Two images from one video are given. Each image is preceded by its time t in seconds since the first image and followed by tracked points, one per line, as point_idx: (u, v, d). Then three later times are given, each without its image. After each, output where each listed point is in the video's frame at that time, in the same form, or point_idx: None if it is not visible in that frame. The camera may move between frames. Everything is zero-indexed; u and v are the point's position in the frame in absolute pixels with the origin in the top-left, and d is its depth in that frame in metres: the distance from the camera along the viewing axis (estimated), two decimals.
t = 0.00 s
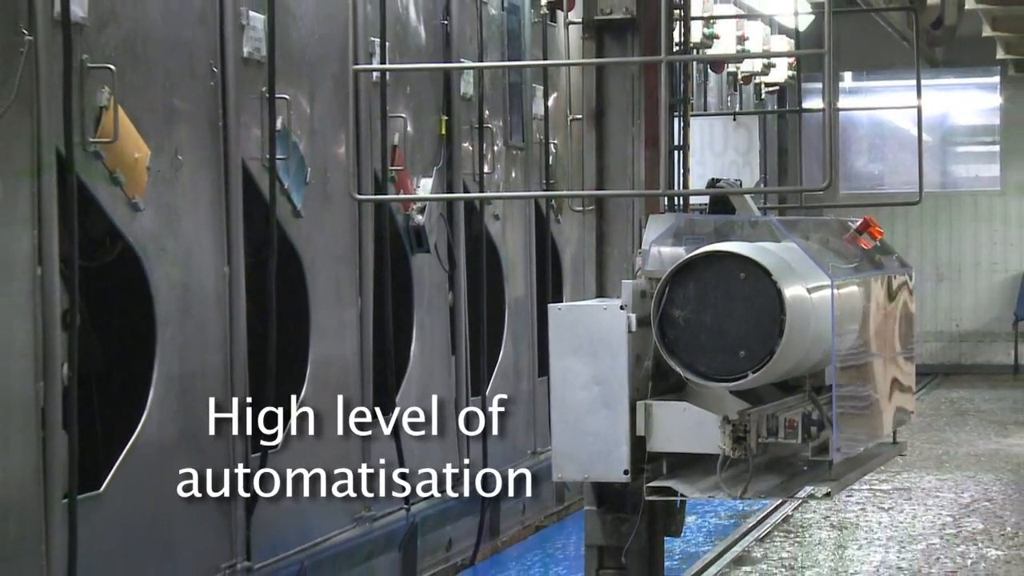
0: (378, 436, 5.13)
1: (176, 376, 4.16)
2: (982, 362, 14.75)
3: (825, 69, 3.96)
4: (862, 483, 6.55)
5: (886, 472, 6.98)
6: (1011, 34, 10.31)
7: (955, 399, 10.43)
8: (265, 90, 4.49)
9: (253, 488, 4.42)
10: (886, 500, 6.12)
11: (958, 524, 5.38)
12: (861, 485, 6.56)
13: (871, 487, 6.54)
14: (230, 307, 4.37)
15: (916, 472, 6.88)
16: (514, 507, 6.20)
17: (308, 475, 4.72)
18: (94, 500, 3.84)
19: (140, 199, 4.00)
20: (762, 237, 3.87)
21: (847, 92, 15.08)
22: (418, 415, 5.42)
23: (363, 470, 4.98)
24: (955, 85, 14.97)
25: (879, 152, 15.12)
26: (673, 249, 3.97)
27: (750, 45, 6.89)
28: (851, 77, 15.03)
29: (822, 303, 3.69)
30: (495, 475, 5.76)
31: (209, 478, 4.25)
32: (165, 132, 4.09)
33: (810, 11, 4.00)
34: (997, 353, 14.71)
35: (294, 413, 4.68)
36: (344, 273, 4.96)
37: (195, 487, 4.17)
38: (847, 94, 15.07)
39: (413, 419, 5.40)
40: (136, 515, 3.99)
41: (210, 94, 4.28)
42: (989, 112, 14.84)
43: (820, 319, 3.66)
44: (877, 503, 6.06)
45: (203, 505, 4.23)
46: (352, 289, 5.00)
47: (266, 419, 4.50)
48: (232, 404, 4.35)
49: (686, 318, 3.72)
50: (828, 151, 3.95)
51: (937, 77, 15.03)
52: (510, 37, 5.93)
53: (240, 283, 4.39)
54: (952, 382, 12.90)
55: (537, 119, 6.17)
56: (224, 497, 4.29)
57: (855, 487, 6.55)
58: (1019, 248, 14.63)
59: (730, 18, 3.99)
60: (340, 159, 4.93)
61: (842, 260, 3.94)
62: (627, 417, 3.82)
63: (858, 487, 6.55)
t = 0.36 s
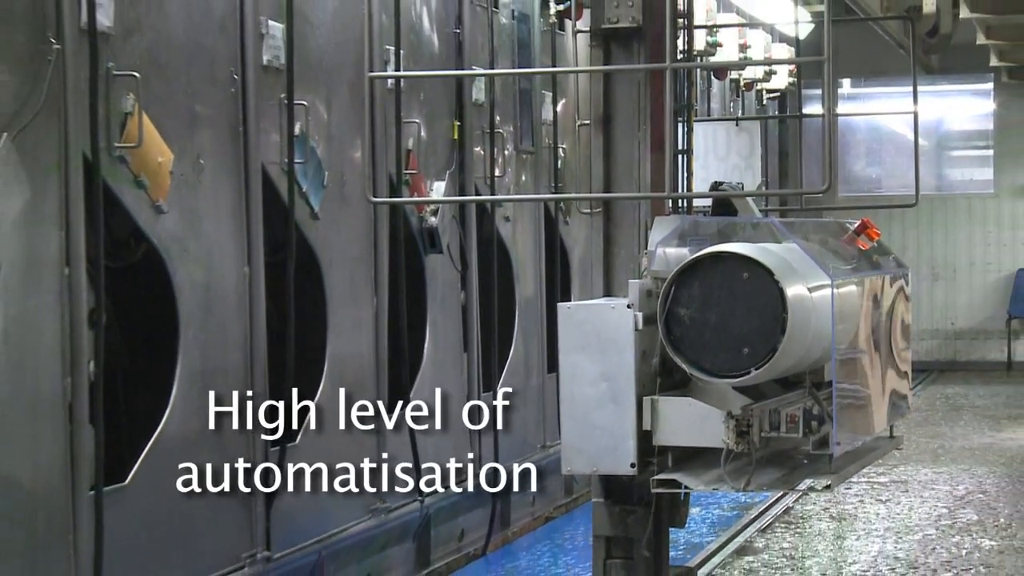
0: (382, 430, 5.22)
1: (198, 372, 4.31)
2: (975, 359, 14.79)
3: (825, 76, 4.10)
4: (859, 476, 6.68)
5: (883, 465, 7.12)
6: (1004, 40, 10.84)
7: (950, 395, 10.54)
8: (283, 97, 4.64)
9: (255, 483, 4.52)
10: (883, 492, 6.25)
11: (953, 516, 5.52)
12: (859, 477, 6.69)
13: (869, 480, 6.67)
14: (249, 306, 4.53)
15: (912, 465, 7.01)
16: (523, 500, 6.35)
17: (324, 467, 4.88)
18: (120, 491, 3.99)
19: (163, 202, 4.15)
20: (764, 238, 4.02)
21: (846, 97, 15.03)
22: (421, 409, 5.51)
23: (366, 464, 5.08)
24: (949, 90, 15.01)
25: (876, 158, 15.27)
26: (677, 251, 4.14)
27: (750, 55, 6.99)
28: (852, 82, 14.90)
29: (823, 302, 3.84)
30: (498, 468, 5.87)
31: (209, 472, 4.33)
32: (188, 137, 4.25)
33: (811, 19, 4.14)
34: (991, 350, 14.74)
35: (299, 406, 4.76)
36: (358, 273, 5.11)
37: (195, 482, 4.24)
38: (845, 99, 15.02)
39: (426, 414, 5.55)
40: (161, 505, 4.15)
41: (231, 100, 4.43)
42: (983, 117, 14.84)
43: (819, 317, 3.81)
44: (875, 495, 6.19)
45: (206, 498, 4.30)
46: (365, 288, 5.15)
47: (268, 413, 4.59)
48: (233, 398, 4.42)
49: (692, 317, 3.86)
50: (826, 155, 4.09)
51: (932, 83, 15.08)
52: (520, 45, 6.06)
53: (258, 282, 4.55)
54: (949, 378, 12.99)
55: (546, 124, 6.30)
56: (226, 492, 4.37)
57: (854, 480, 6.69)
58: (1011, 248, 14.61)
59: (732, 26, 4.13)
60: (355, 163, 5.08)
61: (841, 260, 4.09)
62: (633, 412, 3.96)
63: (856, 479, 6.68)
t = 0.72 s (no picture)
0: (384, 424, 5.29)
1: (224, 369, 4.48)
2: (973, 357, 14.97)
3: (828, 84, 4.25)
4: (861, 470, 6.82)
5: (885, 459, 7.26)
6: (1002, 50, 11.02)
7: (949, 390, 10.69)
8: (306, 104, 4.82)
9: (264, 478, 4.62)
10: (884, 485, 6.38)
11: (953, 508, 5.66)
12: (860, 471, 6.83)
13: (870, 473, 6.81)
14: (273, 305, 4.70)
15: (913, 459, 7.15)
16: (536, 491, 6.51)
17: (343, 461, 5.05)
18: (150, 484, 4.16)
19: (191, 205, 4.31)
20: (769, 240, 4.18)
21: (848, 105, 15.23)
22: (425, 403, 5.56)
23: (368, 459, 5.15)
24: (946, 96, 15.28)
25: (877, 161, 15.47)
26: (687, 253, 4.30)
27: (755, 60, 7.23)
28: (852, 90, 15.13)
29: (827, 302, 3.99)
30: (502, 461, 5.94)
31: (209, 468, 4.36)
32: (214, 143, 4.42)
33: (814, 28, 4.28)
34: (989, 348, 14.91)
35: (298, 399, 4.82)
36: (376, 273, 5.28)
37: (194, 477, 4.28)
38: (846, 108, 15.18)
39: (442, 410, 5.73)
40: (193, 498, 4.31)
41: (255, 108, 4.60)
42: (982, 122, 15.11)
43: (823, 316, 3.96)
44: (876, 487, 6.33)
45: (206, 493, 4.35)
46: (383, 289, 5.32)
47: (268, 407, 4.65)
48: (233, 392, 4.48)
49: (700, 316, 4.02)
50: (830, 161, 4.24)
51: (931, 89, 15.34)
52: (534, 53, 6.23)
53: (282, 282, 4.72)
54: (945, 373, 13.06)
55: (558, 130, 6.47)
56: (225, 487, 4.39)
57: (856, 474, 6.83)
58: (1009, 249, 14.84)
59: (739, 36, 4.28)
60: (373, 168, 5.24)
61: (844, 261, 4.24)
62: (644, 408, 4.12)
63: (857, 473, 6.82)
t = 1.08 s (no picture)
0: (404, 419, 5.47)
1: (253, 365, 4.66)
2: (975, 355, 14.99)
3: (835, 91, 4.40)
4: (867, 464, 6.96)
5: (890, 454, 7.40)
6: (1003, 57, 11.15)
7: (952, 388, 10.82)
8: (330, 111, 4.99)
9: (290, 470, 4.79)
10: (890, 478, 6.52)
11: (956, 500, 5.80)
12: (866, 465, 6.97)
13: (876, 467, 6.95)
14: (299, 305, 4.88)
15: (918, 453, 7.28)
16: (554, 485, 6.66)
17: (366, 454, 5.22)
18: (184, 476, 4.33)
19: (220, 209, 4.48)
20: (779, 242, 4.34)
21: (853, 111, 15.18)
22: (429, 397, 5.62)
23: (370, 453, 5.20)
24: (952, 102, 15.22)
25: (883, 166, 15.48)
26: (699, 254, 4.44)
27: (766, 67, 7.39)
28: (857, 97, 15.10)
29: (834, 301, 4.14)
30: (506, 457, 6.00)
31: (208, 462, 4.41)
32: (243, 149, 4.59)
33: (821, 37, 4.44)
34: (990, 346, 14.94)
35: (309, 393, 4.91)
36: (397, 274, 5.45)
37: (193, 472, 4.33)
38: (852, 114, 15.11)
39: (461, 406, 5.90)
40: (224, 488, 4.48)
41: (282, 114, 4.77)
42: (983, 129, 15.06)
43: (830, 315, 4.12)
44: (882, 481, 6.47)
45: (213, 486, 4.44)
46: (403, 288, 5.49)
47: (269, 401, 4.71)
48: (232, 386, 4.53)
49: (712, 316, 4.18)
50: (837, 165, 4.39)
51: (936, 96, 15.28)
52: (551, 61, 6.39)
53: (308, 282, 4.89)
54: (951, 370, 13.17)
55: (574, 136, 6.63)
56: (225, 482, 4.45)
57: (862, 468, 6.97)
58: (1009, 250, 14.85)
59: (748, 45, 4.44)
60: (395, 172, 5.42)
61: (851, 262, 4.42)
62: (657, 405, 4.27)
63: (863, 467, 6.96)
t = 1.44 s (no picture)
0: (425, 414, 5.65)
1: (281, 362, 4.83)
2: (976, 353, 15.20)
3: (842, 97, 4.55)
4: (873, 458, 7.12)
5: (895, 448, 7.55)
6: (1005, 65, 11.32)
7: (953, 384, 11.00)
8: (355, 117, 5.17)
9: (317, 462, 4.97)
10: (896, 471, 6.67)
11: (960, 493, 5.95)
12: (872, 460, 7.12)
13: (882, 461, 7.10)
14: (325, 304, 5.06)
15: (922, 447, 7.43)
16: (570, 476, 6.82)
17: (388, 448, 5.40)
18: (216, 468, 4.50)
19: (249, 212, 4.66)
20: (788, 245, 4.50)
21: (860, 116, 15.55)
22: (430, 390, 5.69)
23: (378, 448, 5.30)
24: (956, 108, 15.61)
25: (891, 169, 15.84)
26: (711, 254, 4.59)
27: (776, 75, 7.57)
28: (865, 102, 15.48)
29: (842, 301, 4.30)
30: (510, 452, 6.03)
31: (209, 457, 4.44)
32: (272, 154, 4.77)
33: (829, 46, 4.58)
34: (992, 344, 15.15)
35: (334, 389, 5.08)
36: (418, 274, 5.63)
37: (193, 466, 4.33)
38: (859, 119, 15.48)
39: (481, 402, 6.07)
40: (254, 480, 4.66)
41: (309, 121, 4.95)
42: (983, 134, 15.36)
43: (839, 314, 4.27)
44: (888, 474, 6.62)
45: (233, 479, 4.55)
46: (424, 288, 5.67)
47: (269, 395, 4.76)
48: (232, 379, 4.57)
49: (725, 314, 4.34)
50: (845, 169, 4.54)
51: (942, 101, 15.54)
52: (567, 69, 6.56)
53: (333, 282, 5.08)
54: (957, 367, 13.33)
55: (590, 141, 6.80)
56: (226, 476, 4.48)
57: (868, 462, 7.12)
58: (1012, 251, 15.04)
59: (758, 53, 4.59)
60: (417, 176, 5.60)
61: (857, 263, 4.60)
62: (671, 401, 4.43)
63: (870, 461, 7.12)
